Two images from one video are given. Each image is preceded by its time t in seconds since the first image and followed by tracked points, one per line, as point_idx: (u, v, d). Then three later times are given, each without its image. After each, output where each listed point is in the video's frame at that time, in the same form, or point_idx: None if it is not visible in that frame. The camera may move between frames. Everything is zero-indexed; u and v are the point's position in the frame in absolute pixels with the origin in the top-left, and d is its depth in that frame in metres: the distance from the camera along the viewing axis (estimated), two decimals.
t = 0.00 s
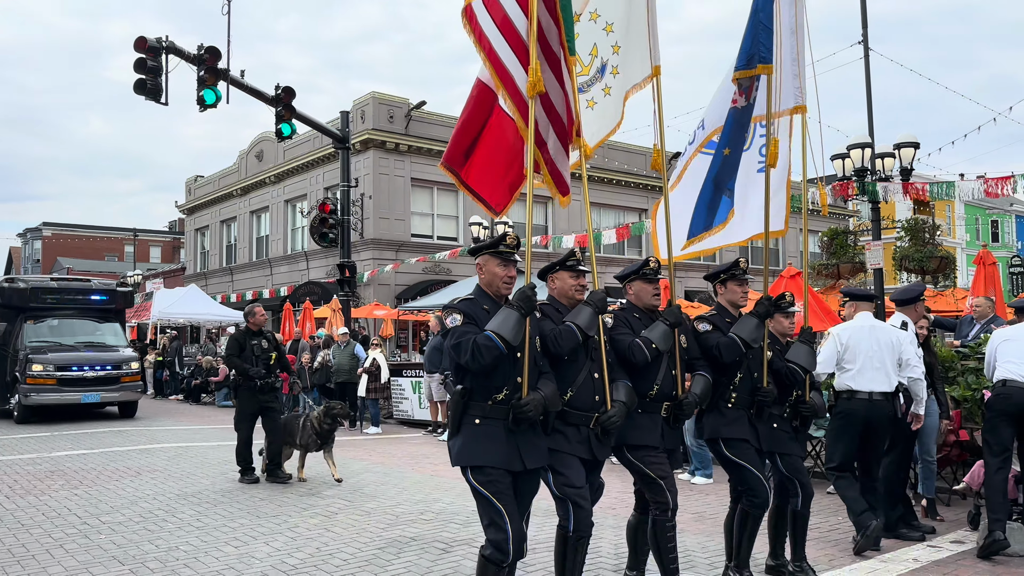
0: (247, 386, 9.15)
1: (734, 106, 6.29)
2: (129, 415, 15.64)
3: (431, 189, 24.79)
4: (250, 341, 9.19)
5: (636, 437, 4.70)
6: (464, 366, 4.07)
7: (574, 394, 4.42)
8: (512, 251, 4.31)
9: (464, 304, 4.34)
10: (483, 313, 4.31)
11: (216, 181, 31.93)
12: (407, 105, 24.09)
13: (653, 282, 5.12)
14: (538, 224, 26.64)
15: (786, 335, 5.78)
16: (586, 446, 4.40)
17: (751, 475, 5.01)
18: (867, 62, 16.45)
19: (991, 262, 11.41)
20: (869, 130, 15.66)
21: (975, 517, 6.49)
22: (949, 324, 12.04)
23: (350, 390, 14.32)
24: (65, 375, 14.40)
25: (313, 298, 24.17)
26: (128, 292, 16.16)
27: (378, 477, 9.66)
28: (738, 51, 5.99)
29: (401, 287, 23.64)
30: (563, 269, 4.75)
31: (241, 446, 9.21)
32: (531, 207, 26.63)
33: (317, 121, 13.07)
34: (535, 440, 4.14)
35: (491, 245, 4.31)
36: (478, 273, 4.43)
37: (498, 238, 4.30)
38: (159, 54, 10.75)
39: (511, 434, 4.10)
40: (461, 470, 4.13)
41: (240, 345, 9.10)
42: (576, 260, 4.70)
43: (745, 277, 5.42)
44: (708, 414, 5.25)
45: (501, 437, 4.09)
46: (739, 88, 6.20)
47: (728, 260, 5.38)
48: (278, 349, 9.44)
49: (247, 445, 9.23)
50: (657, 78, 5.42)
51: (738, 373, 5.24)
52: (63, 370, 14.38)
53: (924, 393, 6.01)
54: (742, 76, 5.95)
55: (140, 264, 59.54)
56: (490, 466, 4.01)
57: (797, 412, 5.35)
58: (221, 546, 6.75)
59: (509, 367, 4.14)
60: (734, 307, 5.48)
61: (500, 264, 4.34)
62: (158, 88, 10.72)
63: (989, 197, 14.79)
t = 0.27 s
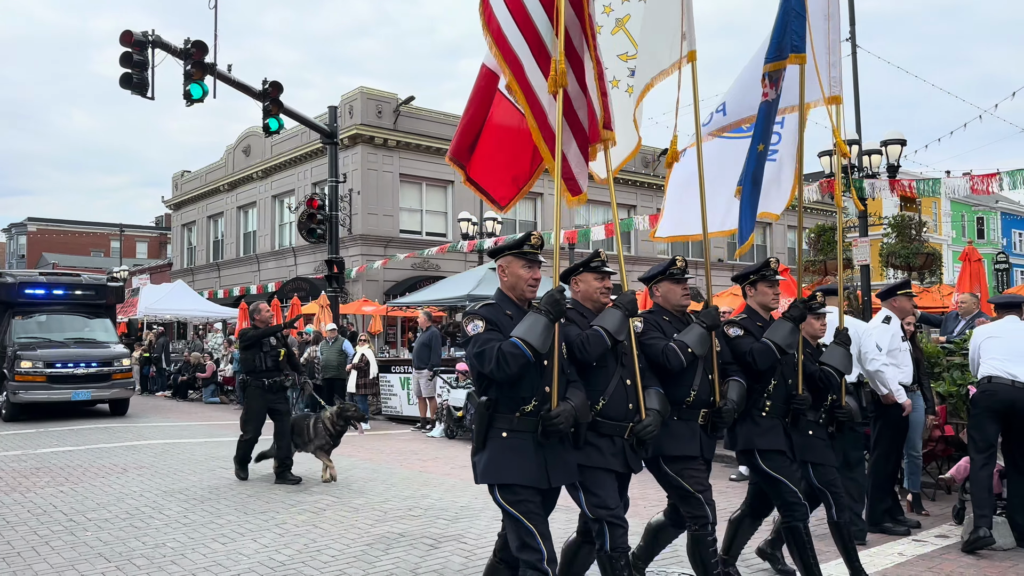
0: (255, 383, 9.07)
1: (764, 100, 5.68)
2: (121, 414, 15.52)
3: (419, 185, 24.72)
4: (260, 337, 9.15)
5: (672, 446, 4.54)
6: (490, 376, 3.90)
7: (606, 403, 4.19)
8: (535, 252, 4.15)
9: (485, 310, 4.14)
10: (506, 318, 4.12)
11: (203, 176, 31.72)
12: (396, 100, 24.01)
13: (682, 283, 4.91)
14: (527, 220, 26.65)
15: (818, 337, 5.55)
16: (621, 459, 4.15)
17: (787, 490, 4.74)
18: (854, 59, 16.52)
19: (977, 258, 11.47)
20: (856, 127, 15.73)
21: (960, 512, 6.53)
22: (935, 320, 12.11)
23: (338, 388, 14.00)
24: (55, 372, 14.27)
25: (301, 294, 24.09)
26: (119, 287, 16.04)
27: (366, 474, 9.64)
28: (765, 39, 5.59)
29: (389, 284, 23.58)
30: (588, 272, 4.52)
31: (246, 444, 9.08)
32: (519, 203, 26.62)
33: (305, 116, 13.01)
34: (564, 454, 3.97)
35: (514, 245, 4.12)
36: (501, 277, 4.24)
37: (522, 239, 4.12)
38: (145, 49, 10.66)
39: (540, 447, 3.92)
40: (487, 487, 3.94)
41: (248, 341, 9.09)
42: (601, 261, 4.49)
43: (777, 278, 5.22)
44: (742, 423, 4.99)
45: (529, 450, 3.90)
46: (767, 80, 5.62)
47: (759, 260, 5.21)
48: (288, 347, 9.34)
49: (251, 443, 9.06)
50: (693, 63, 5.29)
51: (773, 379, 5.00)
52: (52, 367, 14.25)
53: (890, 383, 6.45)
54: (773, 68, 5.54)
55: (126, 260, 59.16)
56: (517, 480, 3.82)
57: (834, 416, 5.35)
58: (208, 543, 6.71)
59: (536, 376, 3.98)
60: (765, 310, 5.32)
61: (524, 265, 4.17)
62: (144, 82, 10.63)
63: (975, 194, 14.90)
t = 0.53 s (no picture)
0: (264, 379, 8.72)
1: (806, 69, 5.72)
2: (107, 410, 15.32)
3: (403, 180, 24.63)
4: (268, 330, 8.81)
5: (705, 440, 4.36)
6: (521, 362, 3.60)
7: (639, 390, 3.96)
8: (569, 229, 3.86)
9: (514, 290, 3.83)
10: (536, 300, 3.82)
11: (184, 169, 31.46)
12: (380, 94, 23.91)
13: (718, 265, 4.73)
14: (512, 215, 26.62)
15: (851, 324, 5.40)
16: (655, 452, 3.88)
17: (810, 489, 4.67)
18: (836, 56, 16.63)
19: (957, 254, 11.57)
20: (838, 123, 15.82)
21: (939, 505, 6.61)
22: (915, 315, 12.22)
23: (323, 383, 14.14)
24: (39, 368, 14.10)
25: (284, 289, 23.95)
26: (105, 281, 15.91)
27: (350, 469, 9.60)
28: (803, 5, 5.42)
29: (373, 279, 23.50)
30: (618, 252, 4.34)
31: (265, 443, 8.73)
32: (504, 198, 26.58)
33: (288, 110, 12.92)
34: (600, 447, 3.63)
35: (546, 222, 3.84)
36: (532, 256, 3.94)
37: (554, 216, 3.85)
38: (125, 41, 10.54)
39: (574, 440, 3.59)
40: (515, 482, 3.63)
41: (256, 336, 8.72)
42: (632, 241, 4.30)
43: (811, 260, 5.09)
44: (776, 413, 4.82)
45: (563, 443, 3.58)
46: (812, 45, 5.56)
47: (792, 242, 5.07)
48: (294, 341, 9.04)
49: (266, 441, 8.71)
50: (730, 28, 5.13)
51: (809, 366, 4.88)
52: (37, 363, 14.07)
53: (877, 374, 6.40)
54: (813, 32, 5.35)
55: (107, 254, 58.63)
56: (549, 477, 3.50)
57: (866, 408, 5.05)
58: (189, 539, 6.67)
59: (570, 363, 3.67)
60: (800, 293, 5.19)
61: (556, 243, 3.86)
62: (124, 75, 10.51)
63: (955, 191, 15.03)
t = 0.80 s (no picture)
0: (263, 376, 8.40)
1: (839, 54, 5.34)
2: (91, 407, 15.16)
3: (387, 174, 24.52)
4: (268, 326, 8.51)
5: (734, 449, 4.20)
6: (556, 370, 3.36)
7: (670, 399, 3.82)
8: (605, 226, 3.64)
9: (547, 291, 3.61)
10: (570, 303, 3.60)
11: (165, 163, 31.18)
12: (363, 89, 23.78)
13: (749, 265, 4.62)
14: (496, 210, 26.62)
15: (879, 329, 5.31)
16: (684, 464, 3.70)
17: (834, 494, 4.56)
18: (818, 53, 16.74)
19: (936, 250, 11.66)
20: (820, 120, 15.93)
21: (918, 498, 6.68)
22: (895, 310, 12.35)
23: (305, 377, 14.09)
24: (21, 365, 13.87)
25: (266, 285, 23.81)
26: (89, 275, 15.77)
27: (332, 465, 9.55)
28: None
29: (356, 274, 23.40)
30: (650, 251, 4.30)
31: (261, 440, 8.34)
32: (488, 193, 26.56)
33: (269, 103, 12.82)
34: (637, 459, 3.44)
35: (580, 220, 3.62)
36: (565, 256, 3.72)
37: (589, 213, 3.62)
38: (104, 33, 10.41)
39: (611, 453, 3.39)
40: (546, 498, 3.41)
41: (257, 328, 8.42)
42: (665, 239, 4.28)
43: (844, 258, 4.92)
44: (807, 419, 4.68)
45: (599, 456, 3.37)
46: (845, 32, 5.32)
47: (825, 240, 4.88)
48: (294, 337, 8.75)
49: (263, 440, 8.33)
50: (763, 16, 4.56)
51: (841, 370, 4.72)
52: (18, 359, 13.85)
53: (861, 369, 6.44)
54: (853, 19, 5.07)
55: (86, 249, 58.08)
56: (587, 494, 3.30)
57: (899, 415, 4.87)
58: (170, 535, 6.62)
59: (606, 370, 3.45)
60: (831, 293, 5.03)
61: (592, 242, 3.66)
62: (103, 67, 10.39)
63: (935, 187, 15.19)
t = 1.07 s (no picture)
0: (264, 374, 8.21)
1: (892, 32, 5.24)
2: (70, 404, 14.91)
3: (364, 168, 24.38)
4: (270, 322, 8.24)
5: (780, 444, 4.03)
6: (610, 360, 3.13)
7: (720, 390, 3.55)
8: (654, 205, 3.41)
9: (595, 274, 3.37)
10: (620, 286, 3.36)
11: (139, 156, 30.77)
12: (340, 82, 23.61)
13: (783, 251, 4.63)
14: (474, 205, 26.61)
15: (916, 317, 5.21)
16: (732, 460, 3.48)
17: (903, 494, 4.21)
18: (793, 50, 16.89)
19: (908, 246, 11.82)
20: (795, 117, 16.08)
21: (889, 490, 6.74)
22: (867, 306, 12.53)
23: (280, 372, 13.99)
24: None
25: (241, 279, 23.60)
26: (67, 268, 15.51)
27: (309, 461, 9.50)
28: None
29: (334, 269, 23.28)
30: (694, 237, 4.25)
31: (247, 438, 8.20)
32: (467, 188, 26.53)
33: (245, 96, 12.69)
34: (693, 453, 3.26)
35: (631, 198, 3.38)
36: (612, 237, 3.49)
37: (639, 191, 3.38)
38: (76, 23, 10.23)
39: (668, 448, 3.21)
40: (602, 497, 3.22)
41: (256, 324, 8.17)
42: (706, 225, 4.26)
43: (881, 247, 4.80)
44: (848, 413, 4.49)
45: (657, 451, 3.18)
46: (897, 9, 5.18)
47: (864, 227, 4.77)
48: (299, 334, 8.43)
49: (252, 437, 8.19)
50: None
51: (881, 362, 4.56)
52: None
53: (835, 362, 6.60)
54: None
55: (58, 243, 57.23)
56: (645, 492, 3.12)
57: (933, 404, 4.76)
58: (144, 532, 6.55)
59: (659, 360, 3.26)
60: (868, 282, 4.91)
61: (642, 222, 3.43)
62: (75, 58, 10.22)
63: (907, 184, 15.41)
